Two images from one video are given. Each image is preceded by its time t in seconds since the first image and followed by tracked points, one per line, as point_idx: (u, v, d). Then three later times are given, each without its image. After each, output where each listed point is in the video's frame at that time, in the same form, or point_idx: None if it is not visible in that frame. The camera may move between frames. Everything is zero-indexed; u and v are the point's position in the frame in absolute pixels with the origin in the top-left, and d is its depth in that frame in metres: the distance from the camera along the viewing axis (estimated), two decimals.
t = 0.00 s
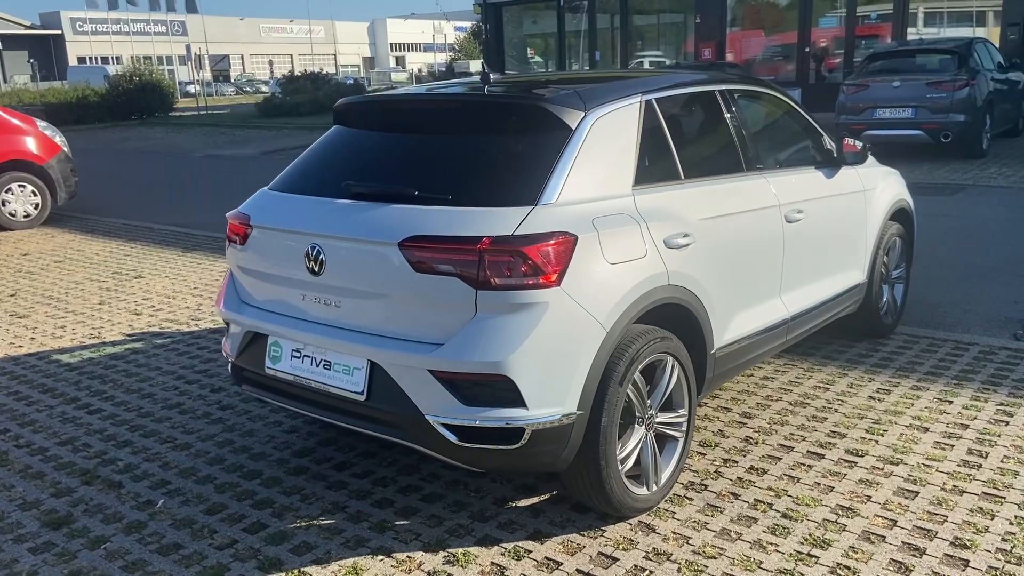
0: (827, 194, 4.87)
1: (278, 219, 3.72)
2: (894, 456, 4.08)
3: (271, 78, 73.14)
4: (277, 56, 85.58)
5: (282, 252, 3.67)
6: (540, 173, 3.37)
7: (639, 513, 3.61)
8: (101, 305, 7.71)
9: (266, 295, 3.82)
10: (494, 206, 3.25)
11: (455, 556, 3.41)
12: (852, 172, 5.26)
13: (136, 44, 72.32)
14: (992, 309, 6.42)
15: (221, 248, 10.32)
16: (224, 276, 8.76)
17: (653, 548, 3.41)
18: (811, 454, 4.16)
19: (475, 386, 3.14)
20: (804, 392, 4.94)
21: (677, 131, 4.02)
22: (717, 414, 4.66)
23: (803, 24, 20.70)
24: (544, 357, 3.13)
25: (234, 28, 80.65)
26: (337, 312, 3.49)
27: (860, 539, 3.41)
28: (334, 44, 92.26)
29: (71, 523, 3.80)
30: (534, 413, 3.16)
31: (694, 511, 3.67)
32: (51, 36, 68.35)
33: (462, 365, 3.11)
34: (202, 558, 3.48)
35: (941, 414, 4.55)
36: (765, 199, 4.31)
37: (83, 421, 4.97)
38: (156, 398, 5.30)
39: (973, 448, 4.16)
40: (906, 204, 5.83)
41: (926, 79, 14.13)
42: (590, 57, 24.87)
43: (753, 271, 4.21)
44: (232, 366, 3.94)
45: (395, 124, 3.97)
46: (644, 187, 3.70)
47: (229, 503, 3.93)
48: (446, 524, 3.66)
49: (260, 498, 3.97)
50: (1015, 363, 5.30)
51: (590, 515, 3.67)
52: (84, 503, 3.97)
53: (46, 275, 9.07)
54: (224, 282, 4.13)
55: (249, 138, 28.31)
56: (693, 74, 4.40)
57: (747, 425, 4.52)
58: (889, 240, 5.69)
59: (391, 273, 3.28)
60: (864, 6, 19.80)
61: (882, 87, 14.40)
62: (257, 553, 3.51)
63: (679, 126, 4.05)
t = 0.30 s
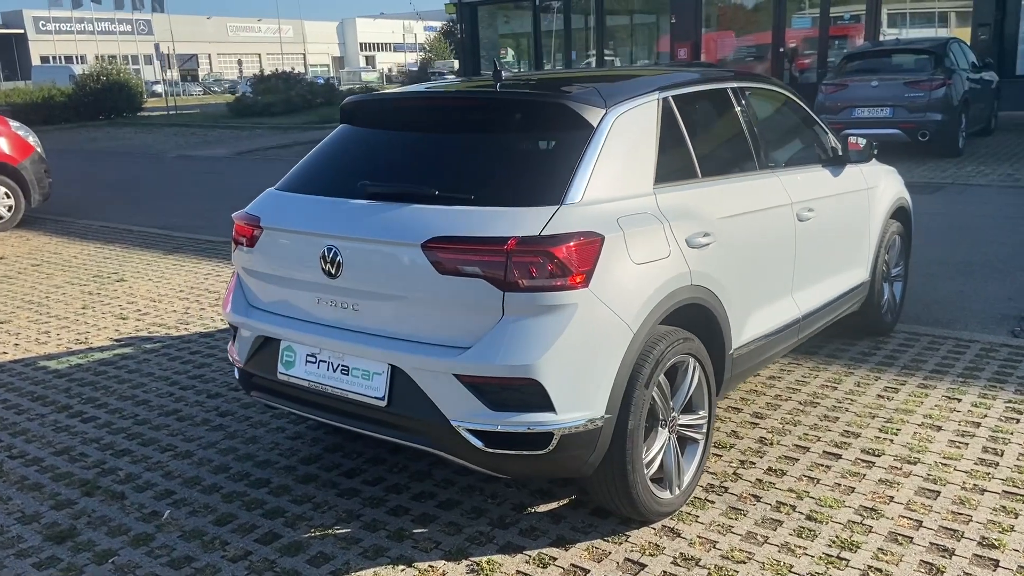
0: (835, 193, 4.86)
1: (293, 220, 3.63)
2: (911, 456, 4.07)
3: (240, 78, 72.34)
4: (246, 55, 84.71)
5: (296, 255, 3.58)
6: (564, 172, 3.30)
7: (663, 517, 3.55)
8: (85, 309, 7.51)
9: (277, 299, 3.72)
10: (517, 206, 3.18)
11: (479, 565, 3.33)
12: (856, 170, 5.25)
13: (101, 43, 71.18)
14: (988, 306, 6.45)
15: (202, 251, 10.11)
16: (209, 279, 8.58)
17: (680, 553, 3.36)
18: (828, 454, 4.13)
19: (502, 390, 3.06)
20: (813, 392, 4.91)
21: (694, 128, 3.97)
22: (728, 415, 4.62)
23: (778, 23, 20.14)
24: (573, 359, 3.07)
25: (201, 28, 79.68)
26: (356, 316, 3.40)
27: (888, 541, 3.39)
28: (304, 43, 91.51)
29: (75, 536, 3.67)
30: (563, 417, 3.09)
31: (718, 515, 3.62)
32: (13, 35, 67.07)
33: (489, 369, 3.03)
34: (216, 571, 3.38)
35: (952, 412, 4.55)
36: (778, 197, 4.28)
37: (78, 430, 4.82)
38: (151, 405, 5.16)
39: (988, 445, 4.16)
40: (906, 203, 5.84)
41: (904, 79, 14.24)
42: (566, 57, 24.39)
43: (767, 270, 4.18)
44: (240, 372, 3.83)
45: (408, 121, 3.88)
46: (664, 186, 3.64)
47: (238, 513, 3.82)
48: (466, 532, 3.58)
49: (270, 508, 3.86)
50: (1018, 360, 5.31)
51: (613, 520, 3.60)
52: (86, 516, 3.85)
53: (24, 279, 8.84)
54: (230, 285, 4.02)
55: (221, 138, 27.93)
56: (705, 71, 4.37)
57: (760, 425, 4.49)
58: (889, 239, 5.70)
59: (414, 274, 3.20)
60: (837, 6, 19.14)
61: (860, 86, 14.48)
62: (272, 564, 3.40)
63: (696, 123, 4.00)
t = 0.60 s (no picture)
0: (850, 192, 4.88)
1: (323, 223, 3.58)
2: (935, 453, 4.09)
3: (210, 76, 71.52)
4: (216, 54, 83.80)
5: (326, 257, 3.53)
6: (604, 172, 3.27)
7: (698, 518, 3.54)
8: (78, 312, 7.37)
9: (305, 302, 3.67)
10: (558, 207, 3.15)
11: (518, 570, 3.30)
12: (868, 169, 5.28)
13: (68, 41, 70.03)
14: (988, 303, 6.52)
15: (191, 252, 9.95)
16: (202, 280, 8.44)
17: (719, 554, 3.35)
18: (853, 453, 4.14)
19: (546, 393, 3.03)
20: (828, 390, 4.93)
21: (722, 127, 3.97)
22: (748, 413, 4.62)
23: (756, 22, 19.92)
24: (617, 361, 3.04)
25: (170, 26, 78.69)
26: (392, 318, 3.36)
27: (924, 540, 3.40)
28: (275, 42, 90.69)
29: (99, 547, 3.59)
30: (607, 420, 3.06)
31: (751, 515, 3.62)
32: None
33: (534, 372, 3.00)
34: None
35: (969, 409, 4.58)
36: (800, 197, 4.29)
37: (88, 437, 4.72)
38: (160, 410, 5.06)
39: (1008, 442, 4.19)
40: (912, 201, 5.88)
41: (886, 79, 14.33)
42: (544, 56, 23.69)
43: (791, 270, 4.18)
44: (266, 376, 3.77)
45: (436, 121, 3.84)
46: (696, 186, 3.63)
47: (264, 520, 3.75)
48: (501, 536, 3.54)
49: (297, 514, 3.80)
50: None
51: (647, 522, 3.59)
52: (108, 525, 3.76)
53: (11, 282, 8.66)
54: (253, 288, 3.97)
55: (196, 137, 27.58)
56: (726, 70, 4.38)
57: (781, 424, 4.50)
58: (896, 237, 5.74)
59: (454, 277, 3.16)
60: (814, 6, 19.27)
61: (843, 86, 14.58)
62: (306, 572, 3.35)
63: (721, 123, 4.00)
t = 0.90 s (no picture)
0: (856, 191, 4.92)
1: (342, 224, 3.55)
2: (948, 449, 4.13)
3: (185, 74, 70.80)
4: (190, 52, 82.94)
5: (346, 258, 3.50)
6: (629, 172, 3.27)
7: (721, 517, 3.55)
8: (71, 315, 7.26)
9: (324, 304, 3.63)
10: (585, 208, 3.14)
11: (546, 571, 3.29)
12: (872, 168, 5.32)
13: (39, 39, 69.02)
14: (984, 299, 6.60)
15: (179, 253, 9.83)
16: (194, 282, 8.34)
17: (745, 553, 3.35)
18: (867, 450, 4.17)
19: (577, 395, 3.03)
20: (836, 388, 4.96)
21: (739, 127, 3.99)
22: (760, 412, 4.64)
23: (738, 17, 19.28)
24: (647, 362, 3.04)
25: (143, 23, 77.78)
26: (416, 320, 3.34)
27: (945, 535, 3.43)
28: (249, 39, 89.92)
29: (116, 554, 3.54)
30: (637, 421, 3.06)
31: (773, 514, 3.63)
32: None
33: (565, 373, 3.00)
34: None
35: (977, 405, 4.63)
36: (812, 196, 4.31)
37: (93, 442, 4.65)
38: (165, 414, 5.00)
39: (1018, 437, 4.24)
40: (912, 199, 5.94)
41: (869, 77, 14.49)
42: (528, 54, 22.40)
43: (804, 269, 4.21)
44: (283, 379, 3.73)
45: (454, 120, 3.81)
46: (716, 186, 3.64)
47: (283, 524, 3.72)
48: (525, 538, 3.53)
49: (316, 518, 3.76)
50: None
51: (670, 522, 3.59)
52: (124, 532, 3.71)
53: None
54: (268, 289, 3.93)
55: (174, 136, 27.25)
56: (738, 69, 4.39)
57: (793, 422, 4.52)
58: (897, 235, 5.80)
59: (482, 278, 3.14)
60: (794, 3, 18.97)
61: (828, 84, 14.69)
62: None
63: (738, 121, 4.01)
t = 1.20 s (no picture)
0: (848, 187, 4.98)
1: (344, 222, 3.54)
2: (942, 442, 4.20)
3: (162, 71, 70.22)
4: (167, 49, 82.21)
5: (348, 257, 3.50)
6: (632, 169, 3.29)
7: (722, 511, 3.58)
8: (58, 316, 7.19)
9: (326, 303, 3.63)
10: (590, 205, 3.16)
11: (552, 567, 3.31)
12: (862, 165, 5.38)
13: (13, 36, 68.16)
14: (970, 293, 6.70)
15: (165, 252, 9.76)
16: (182, 281, 8.29)
17: (748, 547, 3.39)
18: (863, 443, 4.23)
19: (583, 391, 3.05)
20: (830, 382, 5.02)
21: (736, 124, 4.02)
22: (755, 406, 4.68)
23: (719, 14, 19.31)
24: (653, 358, 3.07)
25: (119, 20, 76.99)
26: (420, 317, 3.34)
27: (943, 526, 3.48)
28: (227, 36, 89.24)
29: (119, 556, 3.53)
30: (643, 416, 3.08)
31: (774, 507, 3.67)
32: None
33: (572, 370, 3.01)
34: None
35: (968, 398, 4.70)
36: (807, 193, 4.36)
37: (89, 444, 4.62)
38: (161, 415, 4.97)
39: (1010, 429, 4.31)
40: (900, 195, 6.01)
41: (851, 74, 14.59)
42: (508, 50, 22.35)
43: (801, 265, 4.25)
44: (285, 378, 3.72)
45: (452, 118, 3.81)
46: (716, 183, 3.67)
47: (286, 523, 3.71)
48: (530, 534, 3.54)
49: (319, 516, 3.76)
50: (1013, 345, 5.53)
51: (673, 516, 3.62)
52: (125, 533, 3.69)
53: None
54: (268, 288, 3.92)
55: (152, 134, 27.00)
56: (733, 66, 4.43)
57: (788, 416, 4.57)
58: (887, 231, 5.87)
59: (487, 276, 3.15)
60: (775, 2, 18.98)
61: (811, 80, 14.79)
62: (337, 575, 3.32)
63: (735, 119, 4.04)
